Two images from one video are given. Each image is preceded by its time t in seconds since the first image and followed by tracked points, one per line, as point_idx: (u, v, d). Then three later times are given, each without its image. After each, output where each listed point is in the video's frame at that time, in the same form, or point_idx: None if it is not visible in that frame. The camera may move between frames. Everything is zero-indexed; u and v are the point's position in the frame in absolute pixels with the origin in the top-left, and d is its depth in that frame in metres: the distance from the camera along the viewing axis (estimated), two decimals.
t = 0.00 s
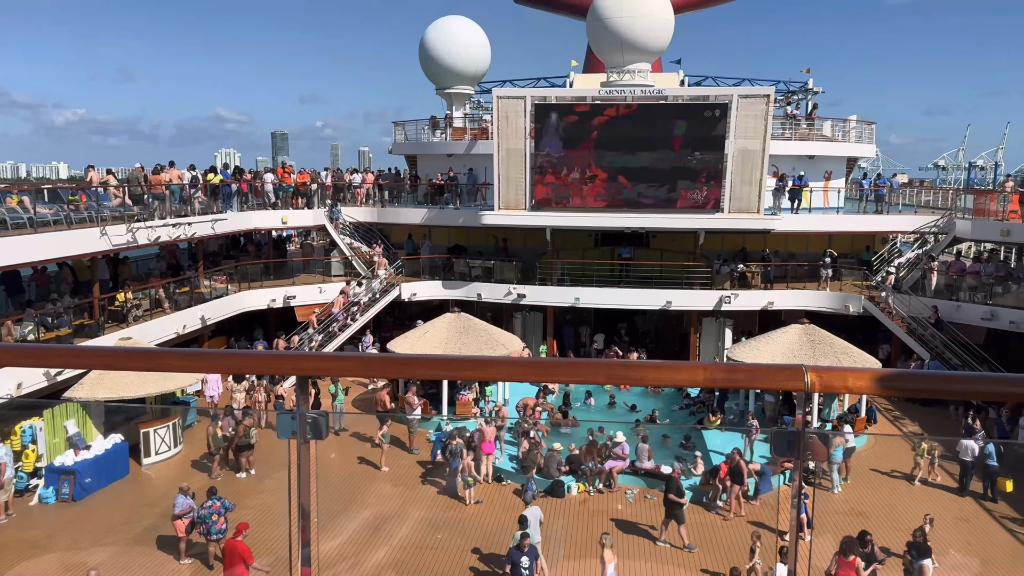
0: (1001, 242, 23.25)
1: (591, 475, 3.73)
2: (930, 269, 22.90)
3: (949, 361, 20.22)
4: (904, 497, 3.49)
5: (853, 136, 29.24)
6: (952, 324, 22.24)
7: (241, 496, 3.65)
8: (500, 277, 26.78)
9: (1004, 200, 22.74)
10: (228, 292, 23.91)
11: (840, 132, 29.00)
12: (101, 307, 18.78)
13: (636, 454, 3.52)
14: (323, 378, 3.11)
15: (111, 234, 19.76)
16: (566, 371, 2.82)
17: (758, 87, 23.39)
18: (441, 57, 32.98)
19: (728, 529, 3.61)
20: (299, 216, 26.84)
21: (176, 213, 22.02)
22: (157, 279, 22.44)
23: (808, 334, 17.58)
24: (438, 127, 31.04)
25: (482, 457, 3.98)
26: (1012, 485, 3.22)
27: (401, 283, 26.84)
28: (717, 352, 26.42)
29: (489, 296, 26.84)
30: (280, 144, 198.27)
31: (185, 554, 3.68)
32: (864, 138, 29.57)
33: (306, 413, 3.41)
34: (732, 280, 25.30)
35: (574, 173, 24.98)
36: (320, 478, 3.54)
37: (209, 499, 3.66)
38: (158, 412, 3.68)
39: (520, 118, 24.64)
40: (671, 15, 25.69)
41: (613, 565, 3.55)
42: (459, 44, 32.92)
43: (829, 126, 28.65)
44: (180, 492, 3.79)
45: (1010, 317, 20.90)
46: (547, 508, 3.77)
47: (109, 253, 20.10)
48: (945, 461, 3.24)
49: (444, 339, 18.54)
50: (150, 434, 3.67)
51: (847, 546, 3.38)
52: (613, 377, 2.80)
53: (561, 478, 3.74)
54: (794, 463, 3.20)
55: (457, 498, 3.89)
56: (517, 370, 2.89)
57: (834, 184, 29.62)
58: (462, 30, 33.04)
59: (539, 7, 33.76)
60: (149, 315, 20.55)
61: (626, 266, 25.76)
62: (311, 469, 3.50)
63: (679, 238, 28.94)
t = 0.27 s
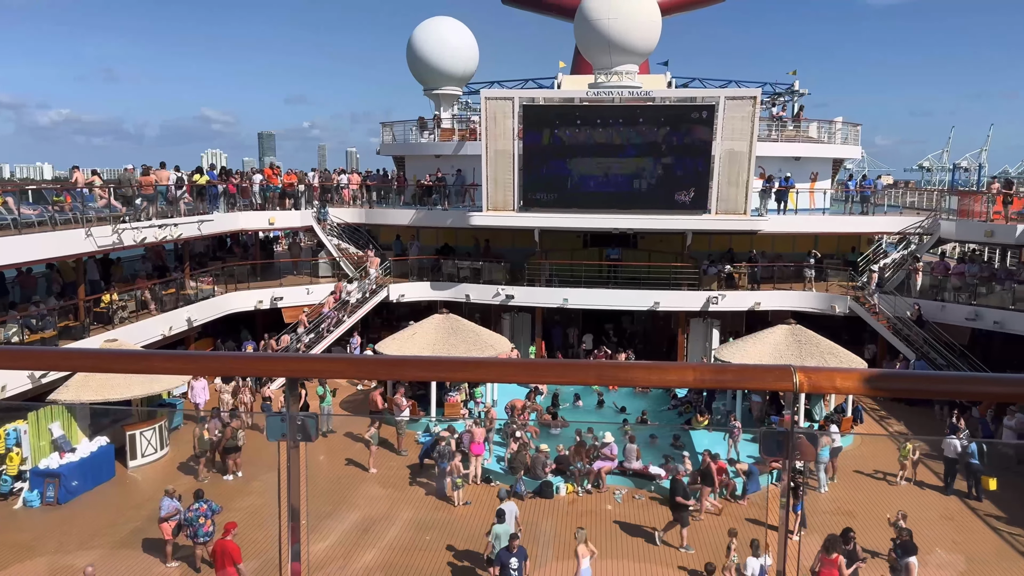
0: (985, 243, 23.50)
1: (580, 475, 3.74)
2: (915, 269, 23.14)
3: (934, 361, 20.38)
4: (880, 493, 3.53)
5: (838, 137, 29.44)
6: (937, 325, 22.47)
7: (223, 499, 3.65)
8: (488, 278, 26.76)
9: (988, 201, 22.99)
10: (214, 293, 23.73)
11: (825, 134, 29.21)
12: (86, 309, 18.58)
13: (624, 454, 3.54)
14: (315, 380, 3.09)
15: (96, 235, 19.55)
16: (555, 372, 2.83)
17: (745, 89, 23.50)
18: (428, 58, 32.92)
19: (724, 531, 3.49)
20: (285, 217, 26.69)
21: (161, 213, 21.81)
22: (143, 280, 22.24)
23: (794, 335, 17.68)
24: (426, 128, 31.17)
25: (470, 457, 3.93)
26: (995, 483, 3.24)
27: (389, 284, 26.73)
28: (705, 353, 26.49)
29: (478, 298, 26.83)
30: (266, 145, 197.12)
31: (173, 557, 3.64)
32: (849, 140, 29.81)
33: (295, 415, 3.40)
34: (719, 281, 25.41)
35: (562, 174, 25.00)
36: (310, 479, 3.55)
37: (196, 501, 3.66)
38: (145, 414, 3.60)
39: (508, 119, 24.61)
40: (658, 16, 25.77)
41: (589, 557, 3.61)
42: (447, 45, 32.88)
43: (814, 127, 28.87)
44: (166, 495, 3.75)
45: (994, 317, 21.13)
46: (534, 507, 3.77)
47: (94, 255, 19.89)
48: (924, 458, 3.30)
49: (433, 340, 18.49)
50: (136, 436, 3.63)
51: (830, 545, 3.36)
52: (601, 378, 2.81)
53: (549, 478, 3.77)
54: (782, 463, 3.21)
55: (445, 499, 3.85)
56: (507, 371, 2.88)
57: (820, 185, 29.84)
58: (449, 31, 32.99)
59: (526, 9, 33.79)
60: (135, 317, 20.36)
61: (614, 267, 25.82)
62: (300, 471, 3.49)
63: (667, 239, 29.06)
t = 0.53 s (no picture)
0: (964, 243, 23.83)
1: (566, 475, 3.75)
2: (896, 269, 23.43)
3: (914, 360, 20.63)
4: (871, 494, 3.56)
5: (820, 138, 29.70)
6: (917, 324, 22.77)
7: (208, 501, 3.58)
8: (472, 279, 26.75)
9: (967, 202, 23.31)
10: (196, 294, 23.54)
11: (807, 135, 29.46)
12: (66, 311, 18.35)
13: (609, 454, 3.53)
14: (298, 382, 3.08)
15: (76, 236, 19.32)
16: (536, 372, 2.85)
17: (728, 90, 23.64)
18: (412, 58, 32.84)
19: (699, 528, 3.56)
20: (268, 218, 26.53)
21: (143, 214, 21.59)
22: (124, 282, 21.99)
23: (776, 334, 17.81)
24: (410, 128, 31.07)
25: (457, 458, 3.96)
26: (973, 480, 3.29)
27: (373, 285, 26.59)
28: (689, 353, 26.65)
29: (463, 298, 26.82)
30: (249, 144, 195.70)
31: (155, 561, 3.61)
32: (831, 141, 30.09)
33: (276, 417, 3.40)
34: (702, 281, 25.58)
35: (547, 174, 25.02)
36: (293, 484, 3.52)
37: (177, 505, 3.63)
38: (126, 418, 3.58)
39: (492, 119, 24.62)
40: (641, 18, 25.88)
41: (560, 555, 3.63)
42: (431, 45, 32.81)
43: (796, 129, 29.11)
44: (148, 498, 3.72)
45: (973, 317, 21.44)
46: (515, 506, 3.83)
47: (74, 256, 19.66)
48: (901, 454, 3.36)
49: (418, 341, 18.45)
50: (118, 439, 3.65)
51: (810, 542, 3.43)
52: (584, 379, 2.82)
53: (535, 479, 3.79)
54: (764, 462, 3.23)
55: (431, 500, 3.84)
56: (489, 371, 2.89)
57: (802, 186, 30.10)
58: (433, 31, 32.91)
59: (510, 9, 33.80)
60: (116, 318, 20.14)
61: (598, 268, 25.88)
62: (283, 474, 3.46)
63: (651, 239, 29.20)
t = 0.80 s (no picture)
0: (942, 243, 24.16)
1: (550, 475, 3.72)
2: (874, 269, 23.71)
3: (893, 359, 20.87)
4: (860, 497, 3.62)
5: (800, 139, 29.95)
6: (895, 323, 23.05)
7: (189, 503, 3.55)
8: (455, 279, 26.69)
9: (944, 202, 23.64)
10: (176, 295, 23.29)
11: (788, 136, 29.71)
12: (42, 313, 18.07)
13: (590, 453, 3.65)
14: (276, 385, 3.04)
15: (53, 237, 19.03)
16: (517, 373, 2.85)
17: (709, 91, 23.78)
18: (394, 58, 32.72)
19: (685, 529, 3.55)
20: (249, 218, 26.32)
21: (121, 215, 21.32)
22: (102, 283, 21.70)
23: (757, 333, 17.93)
24: (391, 128, 31.08)
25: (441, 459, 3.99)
26: (950, 476, 3.33)
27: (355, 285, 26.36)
28: (671, 352, 26.76)
29: (445, 299, 26.77)
30: (229, 144, 194.13)
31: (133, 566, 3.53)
32: (811, 141, 30.37)
33: (253, 419, 3.35)
34: (684, 281, 25.74)
35: (529, 174, 25.03)
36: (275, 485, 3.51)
37: (157, 508, 3.60)
38: (104, 420, 3.54)
39: (474, 120, 24.60)
40: (623, 18, 25.97)
41: (529, 549, 3.59)
42: (413, 45, 32.72)
43: (777, 130, 29.36)
44: (126, 501, 3.60)
45: (951, 315, 21.76)
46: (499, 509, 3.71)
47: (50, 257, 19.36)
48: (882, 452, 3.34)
49: (401, 342, 18.36)
50: (95, 442, 3.58)
51: (788, 539, 3.41)
52: (566, 379, 2.82)
53: (517, 478, 3.72)
54: (744, 460, 3.23)
55: (413, 502, 3.78)
56: (471, 373, 2.89)
57: (782, 186, 30.36)
58: (415, 31, 32.82)
59: (492, 9, 33.78)
60: (94, 320, 19.86)
61: (581, 268, 25.94)
62: (261, 478, 3.44)
63: (633, 240, 29.33)
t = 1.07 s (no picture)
0: (919, 242, 24.47)
1: (530, 475, 3.83)
2: (853, 268, 23.97)
3: (873, 357, 21.09)
4: (840, 497, 3.60)
5: (780, 139, 30.20)
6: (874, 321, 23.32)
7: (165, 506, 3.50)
8: (437, 279, 26.61)
9: (922, 201, 23.96)
10: (154, 296, 23.03)
11: (768, 136, 29.94)
12: (18, 314, 17.77)
13: (574, 452, 3.63)
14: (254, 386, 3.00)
15: (29, 237, 18.72)
16: (497, 373, 2.84)
17: (689, 91, 23.95)
18: (375, 57, 32.58)
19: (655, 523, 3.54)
20: (228, 218, 26.11)
21: (98, 215, 21.02)
22: (79, 284, 21.38)
23: (738, 333, 18.03)
24: (373, 127, 30.80)
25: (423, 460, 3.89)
26: (925, 472, 3.40)
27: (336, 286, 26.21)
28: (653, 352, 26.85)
29: (427, 299, 26.69)
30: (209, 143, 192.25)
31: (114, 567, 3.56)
32: (791, 141, 30.63)
33: (228, 422, 3.31)
34: (666, 280, 25.88)
35: (512, 174, 25.01)
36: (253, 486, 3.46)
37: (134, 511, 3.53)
38: (82, 422, 3.58)
39: (456, 119, 24.55)
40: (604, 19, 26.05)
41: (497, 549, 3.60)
42: (394, 44, 32.59)
43: (757, 130, 29.57)
44: (106, 504, 3.62)
45: (929, 313, 22.08)
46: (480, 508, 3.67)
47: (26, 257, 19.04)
48: (861, 451, 3.38)
49: (382, 342, 18.27)
50: (73, 445, 3.59)
51: (770, 537, 3.41)
52: (545, 380, 2.81)
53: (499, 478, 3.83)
54: (725, 457, 3.25)
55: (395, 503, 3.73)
56: (450, 374, 2.88)
57: (762, 186, 30.59)
58: (396, 30, 32.70)
59: (474, 8, 33.73)
60: (71, 321, 19.57)
61: (563, 267, 26.00)
62: (238, 480, 3.39)
63: (615, 239, 29.41)
